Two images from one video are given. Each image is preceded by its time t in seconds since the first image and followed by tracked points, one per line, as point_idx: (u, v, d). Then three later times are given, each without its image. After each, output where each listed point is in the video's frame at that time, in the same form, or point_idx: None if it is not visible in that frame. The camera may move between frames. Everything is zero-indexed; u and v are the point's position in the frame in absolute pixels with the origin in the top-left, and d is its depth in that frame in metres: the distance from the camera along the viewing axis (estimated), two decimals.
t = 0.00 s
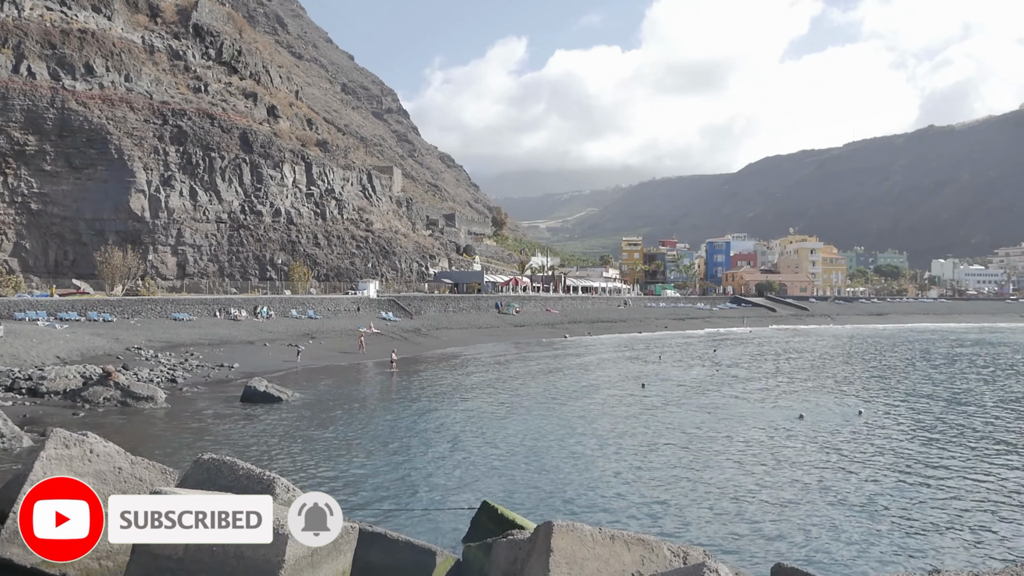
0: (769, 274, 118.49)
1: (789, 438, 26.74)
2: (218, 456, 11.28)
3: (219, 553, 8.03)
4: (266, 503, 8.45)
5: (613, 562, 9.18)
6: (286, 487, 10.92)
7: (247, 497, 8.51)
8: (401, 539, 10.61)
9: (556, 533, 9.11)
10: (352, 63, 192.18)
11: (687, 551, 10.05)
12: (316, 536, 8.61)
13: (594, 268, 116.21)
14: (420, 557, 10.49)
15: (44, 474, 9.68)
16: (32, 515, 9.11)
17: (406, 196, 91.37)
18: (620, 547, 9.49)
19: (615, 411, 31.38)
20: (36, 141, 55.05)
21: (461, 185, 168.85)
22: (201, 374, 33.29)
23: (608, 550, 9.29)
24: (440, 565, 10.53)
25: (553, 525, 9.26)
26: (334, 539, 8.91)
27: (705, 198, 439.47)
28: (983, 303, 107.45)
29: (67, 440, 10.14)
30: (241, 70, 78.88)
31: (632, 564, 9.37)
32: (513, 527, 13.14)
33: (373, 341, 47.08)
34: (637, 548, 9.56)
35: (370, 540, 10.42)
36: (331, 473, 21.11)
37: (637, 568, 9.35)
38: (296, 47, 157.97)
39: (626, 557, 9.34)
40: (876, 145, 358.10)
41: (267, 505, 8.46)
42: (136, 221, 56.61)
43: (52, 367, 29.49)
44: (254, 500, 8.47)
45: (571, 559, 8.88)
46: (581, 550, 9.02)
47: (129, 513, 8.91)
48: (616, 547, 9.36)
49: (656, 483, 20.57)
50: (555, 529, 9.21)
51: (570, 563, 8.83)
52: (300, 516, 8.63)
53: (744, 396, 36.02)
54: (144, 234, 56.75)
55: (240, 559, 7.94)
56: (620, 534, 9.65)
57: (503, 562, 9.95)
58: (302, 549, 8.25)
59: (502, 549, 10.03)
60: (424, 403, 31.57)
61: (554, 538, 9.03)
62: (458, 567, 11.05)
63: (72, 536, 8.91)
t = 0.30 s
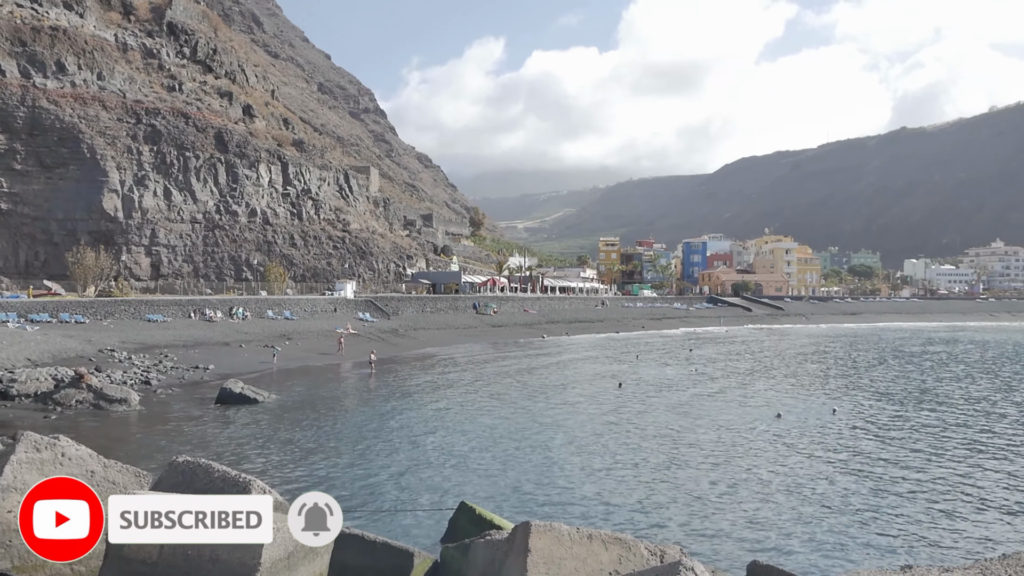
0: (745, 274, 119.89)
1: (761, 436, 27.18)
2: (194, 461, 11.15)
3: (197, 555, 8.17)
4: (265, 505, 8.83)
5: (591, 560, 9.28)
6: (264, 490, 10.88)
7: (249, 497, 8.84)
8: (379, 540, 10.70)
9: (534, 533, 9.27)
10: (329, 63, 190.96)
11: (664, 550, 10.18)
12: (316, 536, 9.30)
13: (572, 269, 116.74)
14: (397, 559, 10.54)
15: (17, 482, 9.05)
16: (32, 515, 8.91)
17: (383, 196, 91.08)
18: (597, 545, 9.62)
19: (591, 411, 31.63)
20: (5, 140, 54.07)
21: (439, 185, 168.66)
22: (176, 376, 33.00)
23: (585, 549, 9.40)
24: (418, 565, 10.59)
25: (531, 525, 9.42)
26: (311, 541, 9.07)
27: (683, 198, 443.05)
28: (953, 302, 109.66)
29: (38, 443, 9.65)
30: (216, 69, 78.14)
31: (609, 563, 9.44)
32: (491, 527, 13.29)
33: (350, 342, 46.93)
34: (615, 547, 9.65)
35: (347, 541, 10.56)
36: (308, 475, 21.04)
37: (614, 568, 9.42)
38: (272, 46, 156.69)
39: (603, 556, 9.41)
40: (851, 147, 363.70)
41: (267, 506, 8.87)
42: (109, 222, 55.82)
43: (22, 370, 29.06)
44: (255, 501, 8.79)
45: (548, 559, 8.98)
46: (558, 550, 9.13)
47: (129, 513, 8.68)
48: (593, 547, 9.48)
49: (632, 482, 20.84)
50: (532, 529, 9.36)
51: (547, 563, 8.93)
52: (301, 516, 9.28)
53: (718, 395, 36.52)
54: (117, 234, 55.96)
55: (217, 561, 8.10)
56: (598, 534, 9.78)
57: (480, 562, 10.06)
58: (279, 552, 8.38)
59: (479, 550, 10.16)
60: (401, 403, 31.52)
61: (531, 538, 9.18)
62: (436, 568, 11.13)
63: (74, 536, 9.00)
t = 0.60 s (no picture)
0: (718, 274, 121.32)
1: (729, 434, 27.70)
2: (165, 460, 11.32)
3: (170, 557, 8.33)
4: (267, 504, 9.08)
5: (564, 559, 9.48)
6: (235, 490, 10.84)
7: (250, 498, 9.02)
8: (354, 542, 10.89)
9: (508, 532, 9.50)
10: (302, 61, 189.33)
11: (638, 548, 10.43)
12: (316, 536, 10.24)
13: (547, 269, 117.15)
14: (371, 560, 10.80)
15: None
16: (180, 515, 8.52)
17: (357, 196, 90.65)
18: (572, 545, 9.85)
19: (564, 410, 31.94)
20: None
21: (413, 185, 168.18)
22: (146, 377, 32.65)
23: (559, 548, 9.63)
24: (393, 565, 10.90)
25: (505, 525, 9.66)
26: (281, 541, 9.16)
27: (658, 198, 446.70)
28: (919, 302, 112.15)
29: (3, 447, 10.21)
30: (187, 67, 77.22)
31: (584, 562, 9.63)
32: (466, 527, 13.46)
33: (323, 342, 46.76)
34: (589, 547, 9.87)
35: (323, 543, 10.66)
36: (281, 477, 20.98)
37: (589, 566, 9.61)
38: (244, 43, 154.98)
39: (577, 555, 9.61)
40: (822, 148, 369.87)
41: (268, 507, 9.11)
42: (77, 220, 54.87)
43: None
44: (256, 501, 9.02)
45: (523, 558, 9.15)
46: (532, 549, 9.33)
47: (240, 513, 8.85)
48: (567, 545, 9.70)
49: (603, 481, 21.14)
50: (508, 528, 9.59)
51: (522, 562, 9.09)
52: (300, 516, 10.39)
53: (688, 394, 37.07)
54: (86, 233, 55.03)
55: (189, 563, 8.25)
56: (572, 533, 10.02)
57: (455, 562, 10.23)
58: (250, 554, 8.41)
59: (455, 551, 10.33)
60: (374, 403, 31.55)
61: (506, 537, 9.38)
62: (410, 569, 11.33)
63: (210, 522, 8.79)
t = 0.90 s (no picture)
0: (698, 275, 122.54)
1: (705, 434, 28.04)
2: (143, 465, 11.59)
3: (143, 562, 8.46)
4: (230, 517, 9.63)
5: (544, 560, 9.67)
6: (212, 493, 11.37)
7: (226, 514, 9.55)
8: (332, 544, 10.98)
9: (488, 533, 9.60)
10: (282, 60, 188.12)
11: (619, 548, 10.64)
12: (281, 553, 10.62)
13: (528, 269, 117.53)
14: (350, 561, 10.93)
15: None
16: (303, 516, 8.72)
17: (337, 196, 90.34)
18: (552, 546, 10.01)
19: (542, 411, 32.13)
20: None
21: (393, 185, 167.71)
22: (123, 378, 32.36)
23: (539, 549, 9.80)
24: (372, 567, 11.11)
25: (485, 526, 9.76)
26: (262, 544, 8.96)
27: (639, 199, 449.28)
28: (894, 302, 114.03)
29: None
30: (164, 65, 76.51)
31: (564, 562, 9.85)
32: (446, 528, 13.59)
33: (301, 342, 46.56)
34: (569, 547, 10.08)
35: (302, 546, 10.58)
36: (260, 479, 20.94)
37: (568, 567, 9.83)
38: (223, 42, 153.69)
39: (557, 555, 9.81)
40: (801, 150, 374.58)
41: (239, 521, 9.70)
42: (53, 220, 54.18)
43: None
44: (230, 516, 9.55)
45: (503, 559, 9.31)
46: (512, 550, 9.48)
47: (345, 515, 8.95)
48: (547, 546, 9.88)
49: (582, 481, 21.36)
50: (487, 529, 9.68)
51: (501, 564, 9.25)
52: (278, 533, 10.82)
53: (665, 394, 37.46)
54: (61, 233, 54.33)
55: (165, 567, 8.30)
56: (552, 534, 10.18)
57: (436, 563, 10.34)
58: (229, 556, 8.38)
59: (435, 551, 10.45)
60: (354, 405, 31.52)
61: (487, 538, 9.50)
62: (388, 570, 11.59)
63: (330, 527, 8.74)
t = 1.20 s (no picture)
0: (682, 275, 123.44)
1: (687, 434, 28.29)
2: (126, 466, 11.60)
3: (126, 565, 8.52)
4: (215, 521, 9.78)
5: (530, 560, 9.82)
6: (195, 495, 11.37)
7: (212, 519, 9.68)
8: (317, 544, 10.97)
9: (473, 534, 9.70)
10: (266, 60, 187.03)
11: (603, 548, 10.81)
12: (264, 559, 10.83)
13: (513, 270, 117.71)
14: (336, 562, 10.94)
15: None
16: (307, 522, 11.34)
17: (321, 197, 90.02)
18: (537, 546, 10.16)
19: (527, 411, 32.25)
20: None
21: (378, 186, 167.25)
22: (105, 380, 32.11)
23: (524, 549, 9.95)
24: (356, 568, 11.09)
25: (470, 526, 9.87)
26: (244, 547, 9.02)
27: (625, 200, 451.02)
28: (876, 302, 115.38)
29: None
30: (147, 64, 75.89)
31: (548, 563, 10.02)
32: (432, 529, 13.68)
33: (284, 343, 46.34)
34: (554, 547, 10.23)
35: (286, 548, 10.67)
36: (245, 481, 20.92)
37: (553, 567, 10.01)
38: (206, 41, 152.51)
39: (542, 556, 9.97)
40: (784, 151, 377.98)
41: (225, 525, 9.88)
42: (33, 220, 53.59)
43: None
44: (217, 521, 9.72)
45: (488, 559, 9.43)
46: (497, 550, 9.61)
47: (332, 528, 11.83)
48: (533, 546, 10.04)
49: (567, 482, 21.50)
50: (472, 530, 9.79)
51: (487, 564, 9.38)
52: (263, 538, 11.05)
53: (649, 394, 37.72)
54: (42, 233, 53.73)
55: (147, 571, 8.36)
56: (537, 534, 10.33)
57: (421, 563, 10.44)
58: (212, 559, 8.46)
59: (419, 551, 10.56)
60: (338, 406, 31.47)
61: (471, 538, 9.61)
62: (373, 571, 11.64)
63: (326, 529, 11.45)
